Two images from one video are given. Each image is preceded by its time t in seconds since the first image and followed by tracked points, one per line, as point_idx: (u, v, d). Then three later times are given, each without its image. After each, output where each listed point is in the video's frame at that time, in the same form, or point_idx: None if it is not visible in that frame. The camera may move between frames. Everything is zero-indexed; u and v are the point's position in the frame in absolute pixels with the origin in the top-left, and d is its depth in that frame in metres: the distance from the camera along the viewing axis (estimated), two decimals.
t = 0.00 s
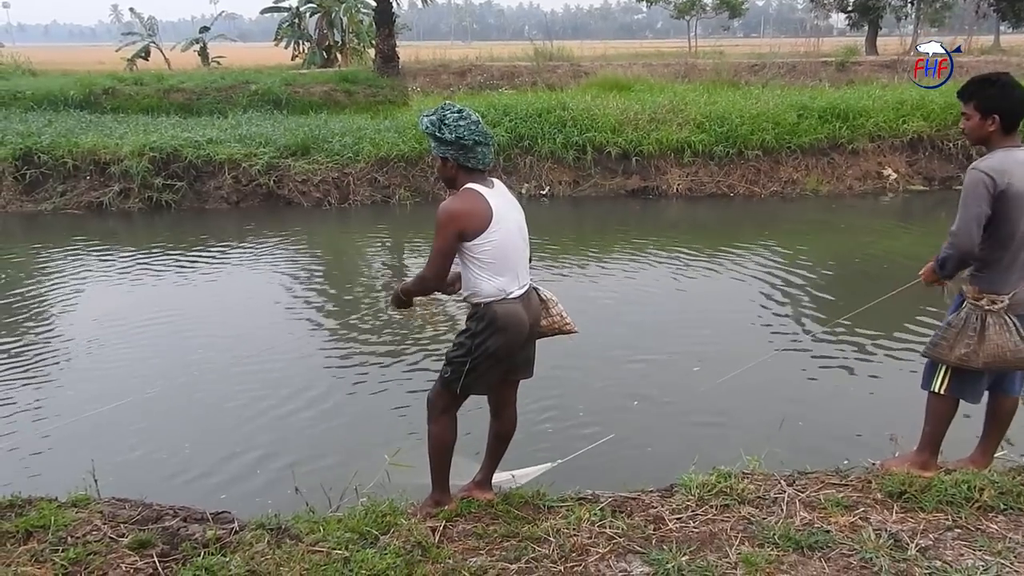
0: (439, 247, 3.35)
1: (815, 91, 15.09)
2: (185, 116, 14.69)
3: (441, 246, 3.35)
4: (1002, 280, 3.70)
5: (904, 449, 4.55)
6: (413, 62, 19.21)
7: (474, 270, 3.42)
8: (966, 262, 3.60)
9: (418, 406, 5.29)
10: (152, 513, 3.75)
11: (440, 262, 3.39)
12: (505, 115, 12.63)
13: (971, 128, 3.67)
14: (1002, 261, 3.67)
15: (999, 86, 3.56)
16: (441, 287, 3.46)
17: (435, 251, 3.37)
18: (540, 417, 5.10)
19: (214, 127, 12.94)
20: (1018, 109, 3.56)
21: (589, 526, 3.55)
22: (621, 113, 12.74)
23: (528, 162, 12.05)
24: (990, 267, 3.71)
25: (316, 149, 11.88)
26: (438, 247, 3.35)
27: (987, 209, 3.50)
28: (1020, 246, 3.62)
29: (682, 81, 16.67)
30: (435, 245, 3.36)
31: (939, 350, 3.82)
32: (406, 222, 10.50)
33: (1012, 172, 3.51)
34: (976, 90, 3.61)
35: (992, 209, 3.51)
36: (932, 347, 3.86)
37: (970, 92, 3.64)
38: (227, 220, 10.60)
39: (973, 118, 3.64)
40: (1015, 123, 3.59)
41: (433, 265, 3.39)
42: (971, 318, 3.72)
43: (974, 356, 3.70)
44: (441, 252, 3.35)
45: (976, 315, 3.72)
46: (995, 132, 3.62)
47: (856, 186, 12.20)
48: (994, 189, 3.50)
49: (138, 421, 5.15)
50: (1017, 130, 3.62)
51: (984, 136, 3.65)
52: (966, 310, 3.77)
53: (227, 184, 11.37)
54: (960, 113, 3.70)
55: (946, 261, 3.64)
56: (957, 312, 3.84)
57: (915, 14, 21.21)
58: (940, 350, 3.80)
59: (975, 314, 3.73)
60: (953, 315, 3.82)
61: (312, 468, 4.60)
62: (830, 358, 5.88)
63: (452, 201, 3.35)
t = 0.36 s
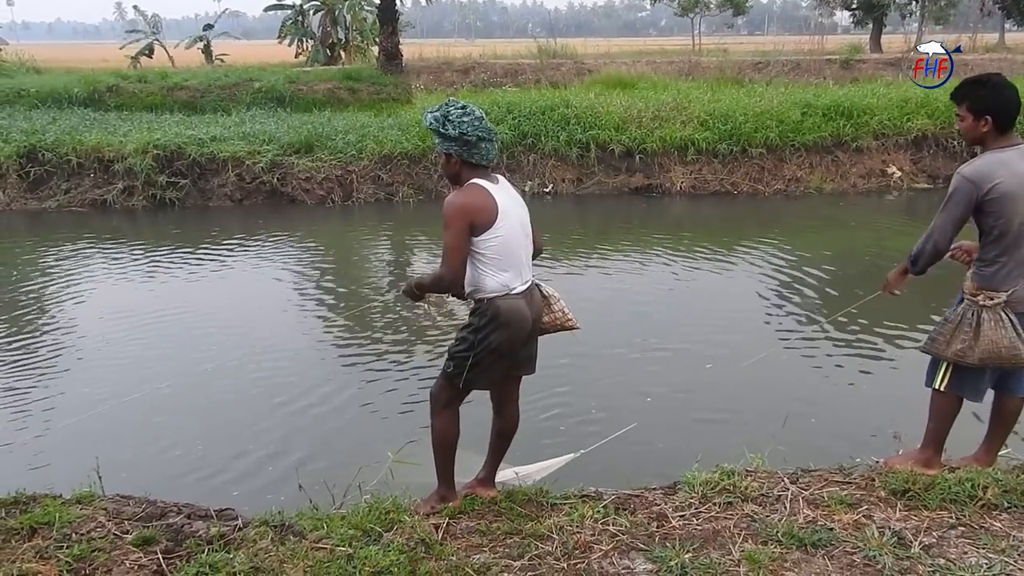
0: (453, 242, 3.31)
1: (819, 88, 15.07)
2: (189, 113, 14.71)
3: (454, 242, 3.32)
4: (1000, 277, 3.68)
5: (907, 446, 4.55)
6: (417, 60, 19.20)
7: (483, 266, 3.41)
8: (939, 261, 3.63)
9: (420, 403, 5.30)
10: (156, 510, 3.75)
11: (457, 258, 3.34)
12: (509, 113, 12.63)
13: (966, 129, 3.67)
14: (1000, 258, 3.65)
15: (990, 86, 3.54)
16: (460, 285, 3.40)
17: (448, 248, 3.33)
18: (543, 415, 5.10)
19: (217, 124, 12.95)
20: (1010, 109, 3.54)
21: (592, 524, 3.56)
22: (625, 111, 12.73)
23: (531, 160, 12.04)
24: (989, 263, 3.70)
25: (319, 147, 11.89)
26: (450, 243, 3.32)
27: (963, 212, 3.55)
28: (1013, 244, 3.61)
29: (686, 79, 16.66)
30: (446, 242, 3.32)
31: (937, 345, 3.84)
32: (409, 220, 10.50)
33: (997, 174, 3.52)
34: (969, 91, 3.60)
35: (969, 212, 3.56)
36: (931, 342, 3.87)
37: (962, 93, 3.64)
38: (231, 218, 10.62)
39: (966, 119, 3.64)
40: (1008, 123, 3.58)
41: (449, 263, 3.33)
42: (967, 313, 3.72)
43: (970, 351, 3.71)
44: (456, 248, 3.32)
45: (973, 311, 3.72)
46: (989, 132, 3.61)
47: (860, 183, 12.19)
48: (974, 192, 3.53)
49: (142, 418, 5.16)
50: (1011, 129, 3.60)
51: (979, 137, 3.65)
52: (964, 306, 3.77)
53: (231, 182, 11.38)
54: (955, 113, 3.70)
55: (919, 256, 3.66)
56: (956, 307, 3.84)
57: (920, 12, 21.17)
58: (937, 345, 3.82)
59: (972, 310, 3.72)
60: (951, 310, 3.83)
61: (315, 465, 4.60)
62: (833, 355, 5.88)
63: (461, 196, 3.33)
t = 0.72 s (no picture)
0: (473, 235, 3.29)
1: (822, 85, 15.05)
2: (191, 111, 14.71)
3: (476, 235, 3.29)
4: (1003, 274, 3.67)
5: (910, 443, 4.54)
6: (419, 57, 19.20)
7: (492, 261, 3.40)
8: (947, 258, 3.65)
9: (422, 400, 5.30)
10: (159, 506, 3.76)
11: (479, 252, 3.31)
12: (511, 109, 12.62)
13: (972, 124, 3.67)
14: (1004, 254, 3.65)
15: (997, 81, 3.54)
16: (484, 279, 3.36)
17: (467, 242, 3.29)
18: (546, 412, 5.10)
19: (219, 121, 12.94)
20: (1017, 103, 3.54)
21: (594, 520, 3.56)
22: (627, 108, 12.71)
23: (533, 157, 12.04)
24: (991, 259, 3.70)
25: (321, 144, 11.89)
26: (471, 236, 3.29)
27: (972, 206, 3.54)
28: (1017, 240, 3.60)
29: (688, 76, 16.64)
30: (465, 235, 3.29)
31: (939, 341, 3.84)
32: (412, 217, 10.50)
33: (1004, 168, 3.51)
34: (976, 85, 3.60)
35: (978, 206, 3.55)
36: (933, 338, 3.86)
37: (968, 89, 3.63)
38: (233, 215, 10.63)
39: (973, 114, 3.63)
40: (1015, 118, 3.57)
41: (473, 255, 3.29)
42: (969, 309, 3.72)
43: (972, 347, 3.71)
44: (478, 241, 3.29)
45: (975, 306, 3.72)
46: (996, 127, 3.61)
47: (862, 180, 12.19)
48: (982, 185, 3.52)
49: (144, 415, 5.16)
50: (1018, 124, 3.59)
51: (986, 132, 3.64)
52: (966, 301, 3.76)
53: (233, 179, 11.39)
54: (961, 108, 3.69)
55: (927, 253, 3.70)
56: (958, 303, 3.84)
57: (923, 8, 21.12)
58: (939, 341, 3.82)
59: (974, 305, 3.72)
60: (953, 306, 3.82)
61: (318, 463, 4.60)
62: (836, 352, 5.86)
63: (471, 190, 3.33)
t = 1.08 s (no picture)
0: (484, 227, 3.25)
1: (825, 82, 15.03)
2: (194, 108, 14.73)
3: (486, 227, 3.26)
4: (1016, 273, 3.69)
5: (913, 441, 4.54)
6: (422, 54, 19.20)
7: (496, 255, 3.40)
8: (981, 251, 3.58)
9: (424, 397, 5.31)
10: (162, 503, 3.77)
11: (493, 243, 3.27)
12: (514, 107, 12.62)
13: (990, 118, 3.66)
14: (1018, 252, 3.67)
15: (1019, 75, 3.51)
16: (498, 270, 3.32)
17: (477, 235, 3.26)
18: (549, 410, 5.10)
19: (222, 118, 12.95)
20: None
21: (596, 518, 3.56)
22: (630, 105, 12.70)
23: (536, 155, 12.04)
24: (1002, 258, 3.71)
25: (324, 141, 11.89)
26: (482, 228, 3.25)
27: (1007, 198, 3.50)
28: None
29: (691, 73, 16.62)
30: (475, 228, 3.26)
31: (954, 344, 3.80)
32: (414, 214, 10.51)
33: None
34: (995, 78, 3.57)
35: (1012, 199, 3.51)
36: (947, 341, 3.83)
37: (987, 82, 3.62)
38: (236, 212, 10.64)
39: (992, 108, 3.62)
40: None
41: (488, 246, 3.25)
42: (986, 312, 3.69)
43: (991, 350, 3.69)
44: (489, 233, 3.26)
45: (992, 309, 3.69)
46: (1014, 121, 3.60)
47: (864, 178, 12.17)
48: (1015, 178, 3.49)
49: (147, 411, 5.17)
50: None
51: (1003, 126, 3.63)
52: (981, 304, 3.73)
53: (235, 176, 11.40)
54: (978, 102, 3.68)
55: (960, 248, 3.61)
56: (970, 306, 3.81)
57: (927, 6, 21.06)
58: (955, 344, 3.78)
59: (991, 308, 3.70)
60: (967, 309, 3.79)
61: (320, 460, 4.61)
62: (838, 351, 5.85)
63: (480, 182, 3.34)
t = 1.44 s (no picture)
0: (464, 232, 3.28)
1: (828, 80, 15.01)
2: (196, 104, 14.73)
3: (467, 232, 3.29)
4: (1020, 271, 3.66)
5: (914, 439, 4.53)
6: (424, 51, 19.18)
7: (488, 256, 3.41)
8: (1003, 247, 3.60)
9: (426, 394, 5.31)
10: (164, 499, 3.77)
11: (470, 249, 3.31)
12: (516, 104, 12.61)
13: (994, 116, 3.65)
14: None
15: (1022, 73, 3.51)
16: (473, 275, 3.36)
17: (458, 239, 3.29)
18: (551, 407, 5.10)
19: (225, 115, 12.95)
20: None
21: (598, 515, 3.56)
22: (632, 103, 12.69)
23: (538, 152, 12.03)
24: (1006, 257, 3.68)
25: (326, 138, 11.89)
26: (462, 234, 3.29)
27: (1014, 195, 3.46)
28: None
29: (694, 71, 16.60)
30: (456, 232, 3.29)
31: (957, 342, 3.80)
32: (416, 212, 10.50)
33: None
34: (1000, 75, 3.57)
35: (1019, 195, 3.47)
36: (949, 339, 3.84)
37: (991, 80, 3.61)
38: (238, 209, 10.64)
39: (995, 106, 3.62)
40: None
41: (463, 252, 3.29)
42: (989, 310, 3.69)
43: (993, 348, 3.69)
44: (468, 239, 3.29)
45: (995, 307, 3.69)
46: (1018, 119, 3.60)
47: (867, 176, 12.14)
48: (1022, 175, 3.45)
49: (149, 407, 5.18)
50: None
51: (1007, 124, 3.62)
52: (984, 302, 3.73)
53: (237, 173, 11.40)
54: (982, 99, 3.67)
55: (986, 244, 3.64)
56: (973, 303, 3.81)
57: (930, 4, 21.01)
58: (958, 342, 3.78)
59: (993, 306, 3.69)
60: (969, 306, 3.79)
61: (322, 457, 4.61)
62: (839, 348, 5.85)
63: (472, 184, 3.32)
